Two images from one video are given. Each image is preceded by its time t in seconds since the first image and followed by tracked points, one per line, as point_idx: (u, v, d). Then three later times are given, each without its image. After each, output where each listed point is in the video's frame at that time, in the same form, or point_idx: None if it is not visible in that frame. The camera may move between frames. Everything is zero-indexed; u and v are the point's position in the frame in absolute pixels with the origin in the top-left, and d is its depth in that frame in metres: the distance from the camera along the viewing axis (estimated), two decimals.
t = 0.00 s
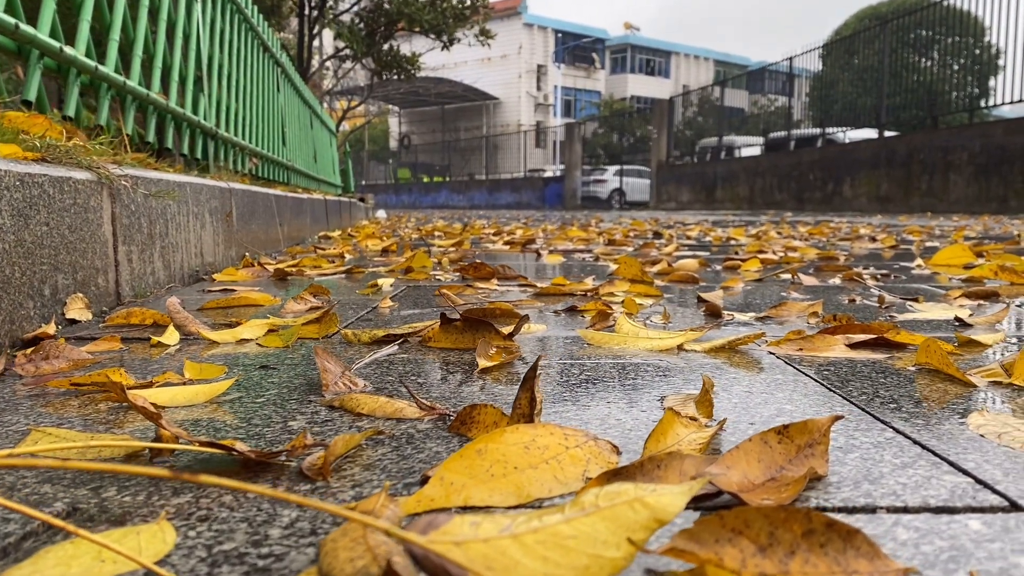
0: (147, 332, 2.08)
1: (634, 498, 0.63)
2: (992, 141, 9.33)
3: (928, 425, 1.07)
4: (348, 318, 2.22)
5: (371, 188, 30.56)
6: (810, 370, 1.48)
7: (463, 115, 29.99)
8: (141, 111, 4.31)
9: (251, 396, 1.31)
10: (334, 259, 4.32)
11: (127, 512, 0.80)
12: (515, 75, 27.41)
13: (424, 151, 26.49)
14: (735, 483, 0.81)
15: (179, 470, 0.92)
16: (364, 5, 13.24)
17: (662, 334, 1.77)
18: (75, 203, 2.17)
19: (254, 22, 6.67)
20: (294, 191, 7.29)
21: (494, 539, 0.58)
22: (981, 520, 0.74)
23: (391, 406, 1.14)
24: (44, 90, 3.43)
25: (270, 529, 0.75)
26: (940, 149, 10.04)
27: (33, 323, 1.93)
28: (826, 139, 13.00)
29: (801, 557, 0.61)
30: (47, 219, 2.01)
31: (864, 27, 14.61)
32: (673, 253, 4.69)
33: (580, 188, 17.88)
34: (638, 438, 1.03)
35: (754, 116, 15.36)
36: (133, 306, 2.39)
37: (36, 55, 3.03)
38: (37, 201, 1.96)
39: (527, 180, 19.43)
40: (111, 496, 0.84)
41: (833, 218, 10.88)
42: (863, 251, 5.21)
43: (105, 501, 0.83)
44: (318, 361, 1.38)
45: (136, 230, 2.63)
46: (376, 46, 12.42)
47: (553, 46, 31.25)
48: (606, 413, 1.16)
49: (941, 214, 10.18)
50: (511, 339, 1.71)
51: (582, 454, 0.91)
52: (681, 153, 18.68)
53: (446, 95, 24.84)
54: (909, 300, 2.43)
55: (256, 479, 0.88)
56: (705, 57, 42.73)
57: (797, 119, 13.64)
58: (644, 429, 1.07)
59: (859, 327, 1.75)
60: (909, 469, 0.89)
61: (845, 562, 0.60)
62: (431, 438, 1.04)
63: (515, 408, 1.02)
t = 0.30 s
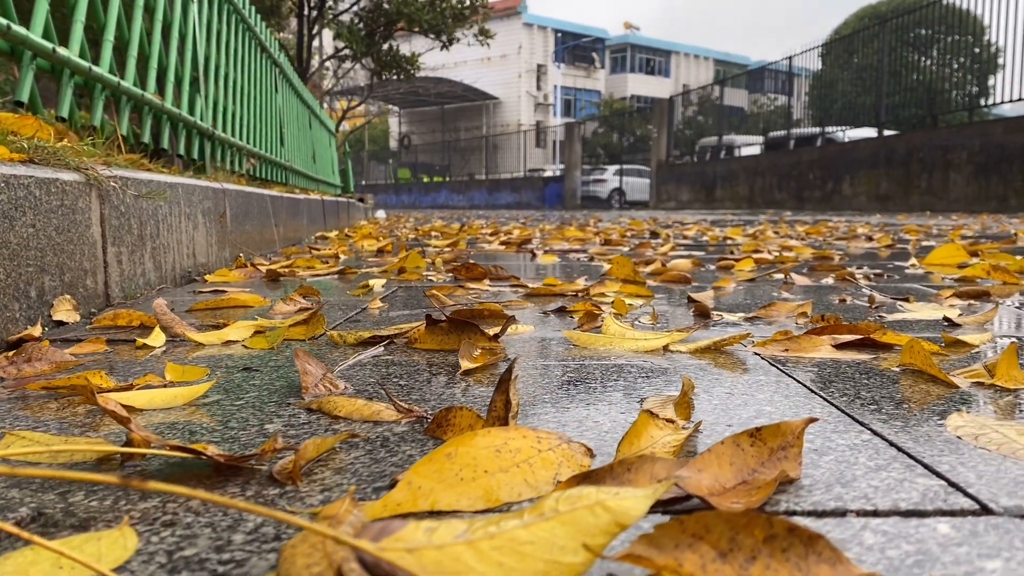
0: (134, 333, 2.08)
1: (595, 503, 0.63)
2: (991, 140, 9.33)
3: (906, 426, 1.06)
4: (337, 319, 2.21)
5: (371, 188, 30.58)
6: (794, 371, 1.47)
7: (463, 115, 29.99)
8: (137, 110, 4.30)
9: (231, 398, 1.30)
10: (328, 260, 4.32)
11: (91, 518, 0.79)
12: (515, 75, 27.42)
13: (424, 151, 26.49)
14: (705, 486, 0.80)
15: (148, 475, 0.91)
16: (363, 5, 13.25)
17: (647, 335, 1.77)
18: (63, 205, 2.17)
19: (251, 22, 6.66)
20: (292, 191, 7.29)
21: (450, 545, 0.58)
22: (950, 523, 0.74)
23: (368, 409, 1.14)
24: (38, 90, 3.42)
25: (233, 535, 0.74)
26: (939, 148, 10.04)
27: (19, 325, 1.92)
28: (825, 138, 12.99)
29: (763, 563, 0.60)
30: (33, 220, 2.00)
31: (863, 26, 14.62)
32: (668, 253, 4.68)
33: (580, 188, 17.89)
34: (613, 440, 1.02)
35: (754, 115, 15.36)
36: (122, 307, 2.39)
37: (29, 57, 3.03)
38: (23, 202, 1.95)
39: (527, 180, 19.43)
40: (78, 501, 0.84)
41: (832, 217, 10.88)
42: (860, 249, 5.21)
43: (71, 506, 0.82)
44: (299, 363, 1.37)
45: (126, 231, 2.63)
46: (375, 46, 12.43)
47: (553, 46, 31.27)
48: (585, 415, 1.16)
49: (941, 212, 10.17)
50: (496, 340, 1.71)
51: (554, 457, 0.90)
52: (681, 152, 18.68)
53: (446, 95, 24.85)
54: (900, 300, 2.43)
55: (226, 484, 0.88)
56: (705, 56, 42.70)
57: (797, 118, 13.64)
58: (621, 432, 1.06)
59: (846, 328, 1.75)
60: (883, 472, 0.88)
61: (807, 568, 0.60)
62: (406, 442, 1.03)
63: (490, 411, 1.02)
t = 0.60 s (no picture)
0: (118, 337, 2.07)
1: (553, 511, 0.62)
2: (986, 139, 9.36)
3: (880, 429, 1.06)
4: (322, 321, 2.21)
5: (368, 189, 30.56)
6: (774, 373, 1.47)
7: (460, 115, 29.97)
8: (129, 112, 4.28)
9: (207, 403, 1.30)
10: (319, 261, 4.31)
11: (53, 527, 0.78)
12: (512, 76, 27.45)
13: (421, 152, 26.47)
14: (670, 493, 0.80)
15: (115, 481, 0.91)
16: (360, 6, 13.23)
17: (631, 338, 1.76)
18: (47, 208, 2.16)
19: (246, 24, 6.66)
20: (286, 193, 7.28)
21: (402, 556, 0.58)
22: (914, 529, 0.73)
23: (343, 413, 1.13)
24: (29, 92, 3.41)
25: (194, 542, 0.74)
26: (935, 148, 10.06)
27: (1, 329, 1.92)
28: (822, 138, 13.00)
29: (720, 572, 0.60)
30: (17, 224, 2.00)
31: (858, 26, 14.65)
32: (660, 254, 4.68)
33: (577, 188, 17.87)
34: (586, 445, 1.02)
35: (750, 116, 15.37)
36: (107, 311, 2.38)
37: (18, 59, 3.01)
38: (5, 207, 1.94)
39: (524, 180, 19.43)
40: (41, 509, 0.83)
41: (828, 217, 10.89)
42: (852, 250, 5.21)
43: (35, 515, 0.82)
44: (277, 367, 1.36)
45: (112, 234, 2.62)
46: (371, 47, 12.42)
47: (550, 46, 31.28)
48: (561, 418, 1.16)
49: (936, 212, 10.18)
50: (479, 343, 1.70)
51: (524, 462, 0.90)
52: (678, 152, 18.70)
53: (443, 95, 24.84)
54: (887, 301, 2.43)
55: (193, 491, 0.87)
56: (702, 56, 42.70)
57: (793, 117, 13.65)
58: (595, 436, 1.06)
59: (830, 330, 1.74)
60: (852, 476, 0.88)
61: None
62: (378, 446, 1.03)
63: (463, 416, 1.01)
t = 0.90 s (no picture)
0: (97, 342, 2.06)
1: (506, 522, 0.62)
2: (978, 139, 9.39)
3: (850, 434, 1.05)
4: (304, 325, 2.19)
5: (361, 190, 30.51)
6: (752, 378, 1.46)
7: (453, 116, 29.96)
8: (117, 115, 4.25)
9: (179, 409, 1.29)
10: (307, 264, 4.29)
11: (7, 538, 0.77)
12: (506, 76, 27.46)
13: (415, 153, 26.45)
14: (632, 501, 0.79)
15: (76, 490, 0.90)
16: (352, 7, 13.20)
17: (610, 341, 1.76)
18: (26, 213, 2.15)
19: (236, 26, 6.63)
20: (276, 194, 7.26)
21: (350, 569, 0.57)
22: (874, 537, 0.73)
23: (313, 420, 1.12)
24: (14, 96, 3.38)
25: (149, 554, 0.73)
26: (927, 148, 10.10)
27: None
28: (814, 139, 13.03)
29: None
30: None
31: (850, 26, 14.69)
32: (650, 256, 4.67)
33: (571, 189, 17.87)
34: (554, 452, 1.01)
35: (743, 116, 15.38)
36: (87, 315, 2.37)
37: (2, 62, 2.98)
38: None
39: (518, 181, 19.42)
40: None
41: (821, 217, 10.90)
42: (841, 251, 5.21)
43: None
44: (251, 373, 1.35)
45: (94, 238, 2.61)
46: (364, 48, 12.40)
47: (544, 48, 31.30)
48: (533, 424, 1.15)
49: (929, 212, 10.21)
50: (458, 347, 1.69)
51: (488, 470, 0.89)
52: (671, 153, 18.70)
53: (437, 96, 24.83)
54: (870, 302, 2.42)
55: (154, 501, 0.86)
56: (696, 56, 42.69)
57: (785, 118, 13.68)
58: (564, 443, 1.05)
59: (810, 333, 1.74)
60: (817, 483, 0.87)
61: None
62: (345, 454, 1.02)
63: (431, 423, 1.00)
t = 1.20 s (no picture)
0: (66, 346, 2.04)
1: (440, 532, 0.61)
2: (964, 140, 9.45)
3: (808, 438, 1.05)
4: (277, 328, 2.18)
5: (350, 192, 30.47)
6: (720, 381, 1.46)
7: (442, 118, 29.93)
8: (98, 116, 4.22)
9: (138, 417, 1.27)
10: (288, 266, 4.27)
11: None
12: (495, 78, 27.47)
13: (404, 155, 26.40)
14: (580, 509, 0.78)
15: (21, 500, 0.88)
16: (340, 8, 13.18)
17: (581, 344, 1.75)
18: None
19: (221, 27, 6.60)
20: (261, 196, 7.22)
21: None
22: (820, 544, 0.72)
23: (270, 427, 1.11)
24: None
25: (84, 568, 0.72)
26: (913, 149, 10.17)
27: None
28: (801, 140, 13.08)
29: None
30: None
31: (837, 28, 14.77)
32: (633, 257, 4.67)
33: (560, 190, 17.90)
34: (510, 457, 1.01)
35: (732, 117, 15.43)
36: (58, 319, 2.35)
37: None
38: None
39: (507, 182, 19.44)
40: None
41: (808, 217, 10.96)
42: (824, 251, 5.24)
43: None
44: (213, 379, 1.34)
45: (68, 241, 2.59)
46: (353, 50, 12.39)
47: (533, 49, 31.35)
48: (493, 429, 1.14)
49: (915, 212, 10.27)
50: (428, 351, 1.68)
51: (441, 477, 0.88)
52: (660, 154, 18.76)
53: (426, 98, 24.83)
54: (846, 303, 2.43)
55: (99, 511, 0.85)
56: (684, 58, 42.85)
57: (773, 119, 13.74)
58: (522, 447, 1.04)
59: (780, 334, 1.74)
60: (770, 488, 0.87)
61: None
62: (300, 461, 1.01)
63: (386, 430, 0.99)
